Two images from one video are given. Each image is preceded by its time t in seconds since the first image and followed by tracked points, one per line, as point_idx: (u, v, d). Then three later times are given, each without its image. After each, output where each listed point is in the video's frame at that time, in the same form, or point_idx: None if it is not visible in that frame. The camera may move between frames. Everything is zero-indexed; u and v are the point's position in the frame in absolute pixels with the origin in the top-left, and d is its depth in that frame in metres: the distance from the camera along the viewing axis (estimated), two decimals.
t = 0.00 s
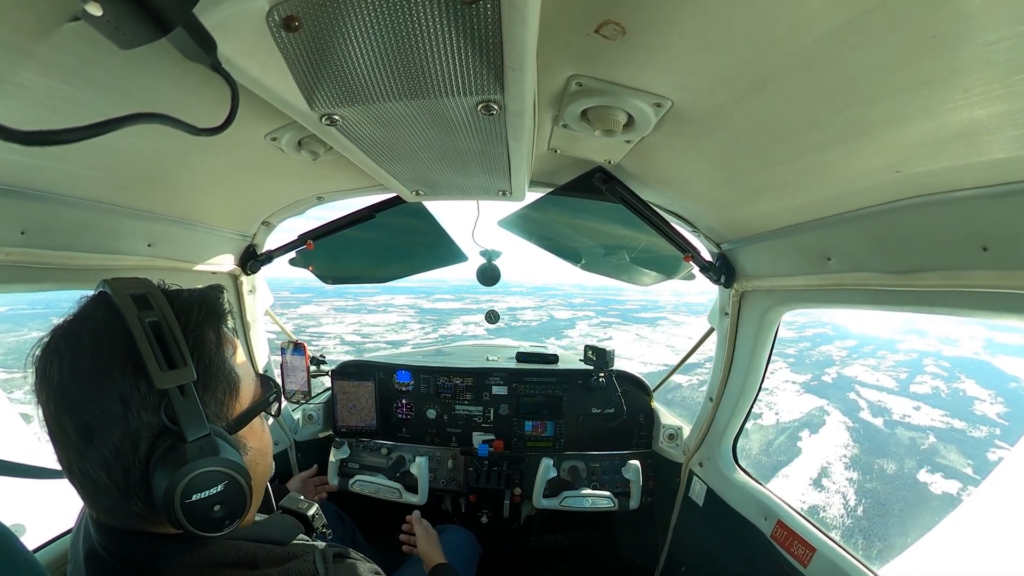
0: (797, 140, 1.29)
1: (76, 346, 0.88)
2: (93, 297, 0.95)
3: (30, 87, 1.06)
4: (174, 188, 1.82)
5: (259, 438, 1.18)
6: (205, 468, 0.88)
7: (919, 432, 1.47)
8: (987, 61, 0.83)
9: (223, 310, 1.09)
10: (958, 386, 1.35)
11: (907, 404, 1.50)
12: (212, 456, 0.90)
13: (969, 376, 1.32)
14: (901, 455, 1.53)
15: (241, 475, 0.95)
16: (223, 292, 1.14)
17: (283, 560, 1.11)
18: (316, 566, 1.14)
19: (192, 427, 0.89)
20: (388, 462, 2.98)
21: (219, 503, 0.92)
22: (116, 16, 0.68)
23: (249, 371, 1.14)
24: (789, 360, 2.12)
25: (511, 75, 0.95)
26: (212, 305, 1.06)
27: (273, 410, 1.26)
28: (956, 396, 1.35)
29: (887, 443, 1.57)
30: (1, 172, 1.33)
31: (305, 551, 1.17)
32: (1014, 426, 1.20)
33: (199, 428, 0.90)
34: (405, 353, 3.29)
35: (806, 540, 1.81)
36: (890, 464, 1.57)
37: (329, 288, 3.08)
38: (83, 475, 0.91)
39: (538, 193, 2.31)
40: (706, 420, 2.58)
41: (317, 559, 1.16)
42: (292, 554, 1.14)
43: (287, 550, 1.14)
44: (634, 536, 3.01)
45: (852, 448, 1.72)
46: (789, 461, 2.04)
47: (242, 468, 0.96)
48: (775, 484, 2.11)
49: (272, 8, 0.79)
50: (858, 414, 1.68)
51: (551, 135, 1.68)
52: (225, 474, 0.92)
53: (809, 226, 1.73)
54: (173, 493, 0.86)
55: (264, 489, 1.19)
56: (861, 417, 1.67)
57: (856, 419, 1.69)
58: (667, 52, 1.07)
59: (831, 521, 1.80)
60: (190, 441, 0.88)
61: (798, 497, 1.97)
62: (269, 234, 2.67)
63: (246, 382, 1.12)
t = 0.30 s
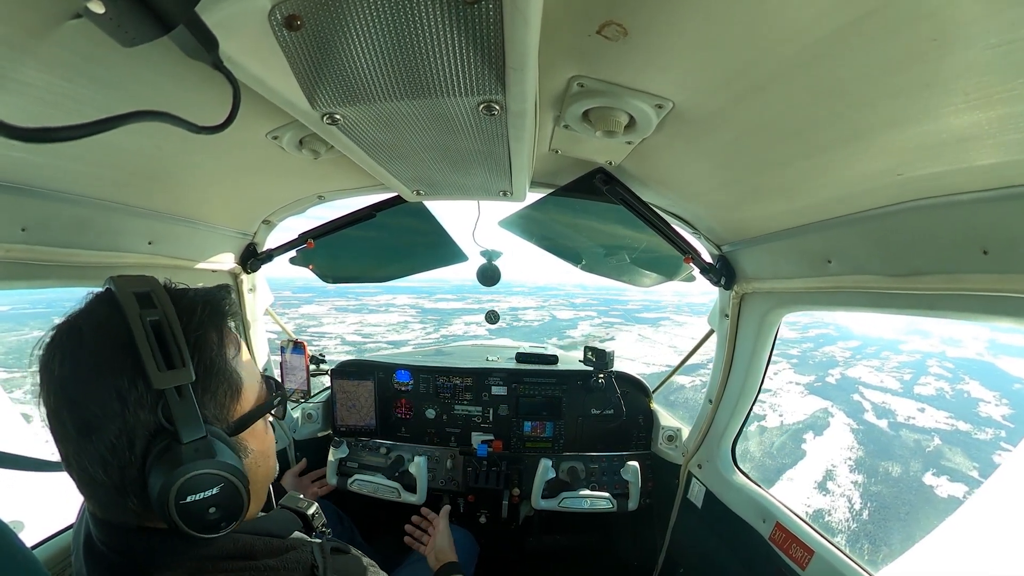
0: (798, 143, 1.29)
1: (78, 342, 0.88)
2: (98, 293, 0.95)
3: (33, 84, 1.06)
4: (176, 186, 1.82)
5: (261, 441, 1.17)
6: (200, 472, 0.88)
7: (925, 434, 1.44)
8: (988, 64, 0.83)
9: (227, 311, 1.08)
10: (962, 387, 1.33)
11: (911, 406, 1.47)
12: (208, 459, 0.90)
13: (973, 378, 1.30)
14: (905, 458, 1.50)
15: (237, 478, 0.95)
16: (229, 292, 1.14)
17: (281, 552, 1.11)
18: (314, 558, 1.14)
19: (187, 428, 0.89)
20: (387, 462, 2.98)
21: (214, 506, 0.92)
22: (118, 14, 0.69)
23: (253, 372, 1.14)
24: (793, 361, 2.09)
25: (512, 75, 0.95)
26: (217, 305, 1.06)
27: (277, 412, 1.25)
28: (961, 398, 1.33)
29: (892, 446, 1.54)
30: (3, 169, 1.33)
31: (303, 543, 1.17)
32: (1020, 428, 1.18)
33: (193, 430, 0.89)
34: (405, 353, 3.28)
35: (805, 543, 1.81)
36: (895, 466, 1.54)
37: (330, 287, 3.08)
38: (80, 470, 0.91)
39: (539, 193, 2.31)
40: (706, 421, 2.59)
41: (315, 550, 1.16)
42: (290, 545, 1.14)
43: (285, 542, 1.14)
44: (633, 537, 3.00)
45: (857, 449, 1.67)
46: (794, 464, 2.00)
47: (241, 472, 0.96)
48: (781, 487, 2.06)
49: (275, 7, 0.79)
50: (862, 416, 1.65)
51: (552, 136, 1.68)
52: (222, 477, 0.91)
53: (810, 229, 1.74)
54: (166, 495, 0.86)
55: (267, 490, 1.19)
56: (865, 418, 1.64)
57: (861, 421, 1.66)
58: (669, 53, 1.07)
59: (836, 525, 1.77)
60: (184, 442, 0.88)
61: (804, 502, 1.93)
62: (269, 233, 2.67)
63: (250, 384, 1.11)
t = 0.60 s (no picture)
0: (800, 144, 1.29)
1: (75, 336, 0.93)
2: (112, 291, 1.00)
3: (35, 83, 1.06)
4: (177, 185, 1.83)
5: (261, 466, 1.10)
6: (150, 487, 0.88)
7: (928, 436, 1.43)
8: (990, 66, 0.83)
9: (232, 323, 1.05)
10: (965, 388, 1.32)
11: (915, 408, 1.46)
12: (160, 475, 0.89)
13: (976, 379, 1.29)
14: (910, 460, 1.49)
15: (196, 502, 0.92)
16: (246, 303, 1.11)
17: (284, 562, 1.10)
18: (316, 568, 1.14)
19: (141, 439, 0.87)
20: (387, 461, 2.99)
21: (168, 521, 0.92)
22: (120, 14, 0.69)
23: (258, 390, 1.10)
24: (795, 361, 2.08)
25: (513, 75, 0.95)
26: (217, 314, 1.03)
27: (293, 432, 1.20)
28: (964, 399, 1.32)
29: (896, 448, 1.54)
30: (5, 167, 1.34)
31: (306, 553, 1.16)
32: None
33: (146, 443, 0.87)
34: (405, 353, 3.28)
35: (805, 544, 1.81)
36: (900, 470, 1.53)
37: (331, 287, 3.08)
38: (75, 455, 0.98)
39: (540, 194, 2.31)
40: (706, 422, 2.59)
41: (317, 560, 1.15)
42: (293, 556, 1.13)
43: (288, 551, 1.13)
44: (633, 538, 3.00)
45: (860, 452, 1.67)
46: (798, 467, 1.98)
47: (203, 497, 0.93)
48: (784, 490, 2.05)
49: (276, 7, 0.79)
50: (866, 417, 1.65)
51: (553, 136, 1.68)
52: (174, 497, 0.90)
53: (811, 230, 1.74)
54: (123, 498, 0.89)
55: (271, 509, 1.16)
56: (869, 420, 1.64)
57: (865, 422, 1.66)
58: (670, 54, 1.07)
59: (841, 529, 1.75)
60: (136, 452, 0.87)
61: (808, 505, 1.91)
62: (270, 232, 2.68)
63: (247, 401, 1.06)
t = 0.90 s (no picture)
0: (802, 145, 1.29)
1: (84, 328, 0.93)
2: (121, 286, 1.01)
3: (37, 81, 1.06)
4: (179, 184, 1.83)
5: (263, 458, 1.10)
6: (156, 474, 0.88)
7: (932, 438, 1.42)
8: (992, 67, 0.83)
9: (240, 318, 1.05)
10: (968, 389, 1.31)
11: (919, 409, 1.45)
12: (166, 463, 0.89)
13: (979, 379, 1.28)
14: (914, 463, 1.48)
15: (200, 491, 0.92)
16: (255, 303, 1.12)
17: (283, 559, 1.09)
18: (316, 566, 1.13)
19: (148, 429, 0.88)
20: (388, 461, 2.99)
21: (173, 510, 0.92)
22: (123, 12, 0.69)
23: (263, 384, 1.10)
24: (798, 362, 2.07)
25: (515, 75, 0.95)
26: (224, 310, 1.03)
27: (294, 427, 1.21)
28: (968, 400, 1.31)
29: (901, 450, 1.52)
30: (7, 166, 1.34)
31: (306, 550, 1.16)
32: None
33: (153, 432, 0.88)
34: (405, 352, 3.29)
35: (805, 545, 1.81)
36: (904, 472, 1.51)
37: (332, 287, 3.08)
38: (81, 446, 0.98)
39: (541, 194, 2.31)
40: (706, 423, 2.59)
41: (317, 558, 1.15)
42: (293, 552, 1.12)
43: (288, 548, 1.12)
44: (633, 538, 3.00)
45: (868, 455, 1.63)
46: (802, 469, 1.96)
47: (206, 485, 0.94)
48: (787, 493, 2.02)
49: (279, 6, 0.79)
50: (869, 419, 1.63)
51: (555, 136, 1.68)
52: (179, 485, 0.90)
53: (812, 231, 1.73)
54: (129, 487, 0.89)
55: (271, 503, 1.16)
56: (872, 422, 1.62)
57: (868, 424, 1.64)
58: (672, 55, 1.07)
59: (846, 533, 1.72)
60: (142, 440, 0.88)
61: (813, 508, 1.88)
62: (271, 232, 2.68)
63: (252, 395, 1.07)
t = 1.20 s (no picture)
0: (803, 147, 1.29)
1: (85, 325, 0.93)
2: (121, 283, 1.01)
3: (38, 79, 1.06)
4: (180, 182, 1.84)
5: (264, 455, 1.10)
6: (157, 472, 0.88)
7: (936, 439, 1.41)
8: (993, 70, 0.83)
9: (241, 317, 1.06)
10: (971, 390, 1.30)
11: (923, 410, 1.45)
12: (167, 461, 0.89)
13: (981, 380, 1.28)
14: (918, 464, 1.47)
15: (200, 488, 0.92)
16: (253, 300, 1.12)
17: (281, 559, 1.09)
18: (314, 566, 1.12)
19: (149, 426, 0.88)
20: (387, 460, 2.99)
21: (173, 508, 0.92)
22: (125, 10, 0.69)
23: (263, 381, 1.10)
24: (799, 363, 2.06)
25: (517, 75, 0.95)
26: (224, 308, 1.03)
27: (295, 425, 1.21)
28: (970, 401, 1.31)
29: (905, 452, 1.51)
30: (8, 163, 1.34)
31: (304, 550, 1.16)
32: None
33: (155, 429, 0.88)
34: (405, 352, 3.29)
35: (804, 548, 1.81)
36: (908, 474, 1.50)
37: (333, 287, 3.09)
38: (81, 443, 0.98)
39: (542, 194, 2.31)
40: (706, 424, 2.58)
41: (316, 558, 1.14)
42: (292, 553, 1.12)
43: (286, 548, 1.12)
44: (632, 539, 2.99)
45: (868, 456, 1.63)
46: (806, 472, 1.93)
47: (208, 483, 0.94)
48: (791, 496, 2.00)
49: (281, 4, 0.79)
50: (873, 420, 1.62)
51: (558, 137, 1.67)
52: (179, 482, 0.90)
53: (812, 233, 1.73)
54: (128, 486, 0.90)
55: (271, 502, 1.16)
56: (875, 423, 1.61)
57: (871, 426, 1.63)
58: (673, 56, 1.07)
59: (850, 537, 1.70)
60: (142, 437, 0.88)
61: (816, 512, 1.86)
62: (271, 230, 2.68)
63: (253, 393, 1.07)
